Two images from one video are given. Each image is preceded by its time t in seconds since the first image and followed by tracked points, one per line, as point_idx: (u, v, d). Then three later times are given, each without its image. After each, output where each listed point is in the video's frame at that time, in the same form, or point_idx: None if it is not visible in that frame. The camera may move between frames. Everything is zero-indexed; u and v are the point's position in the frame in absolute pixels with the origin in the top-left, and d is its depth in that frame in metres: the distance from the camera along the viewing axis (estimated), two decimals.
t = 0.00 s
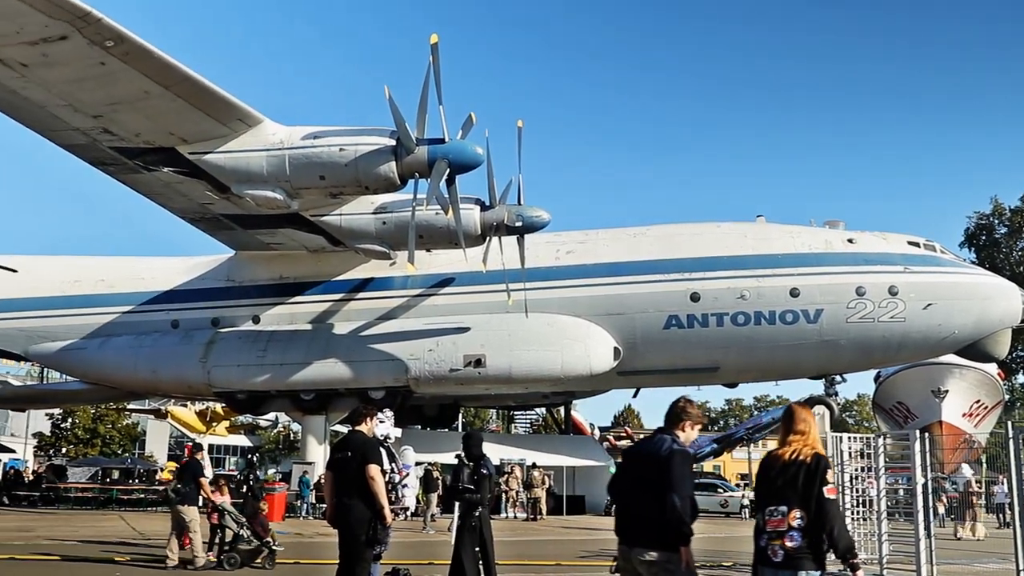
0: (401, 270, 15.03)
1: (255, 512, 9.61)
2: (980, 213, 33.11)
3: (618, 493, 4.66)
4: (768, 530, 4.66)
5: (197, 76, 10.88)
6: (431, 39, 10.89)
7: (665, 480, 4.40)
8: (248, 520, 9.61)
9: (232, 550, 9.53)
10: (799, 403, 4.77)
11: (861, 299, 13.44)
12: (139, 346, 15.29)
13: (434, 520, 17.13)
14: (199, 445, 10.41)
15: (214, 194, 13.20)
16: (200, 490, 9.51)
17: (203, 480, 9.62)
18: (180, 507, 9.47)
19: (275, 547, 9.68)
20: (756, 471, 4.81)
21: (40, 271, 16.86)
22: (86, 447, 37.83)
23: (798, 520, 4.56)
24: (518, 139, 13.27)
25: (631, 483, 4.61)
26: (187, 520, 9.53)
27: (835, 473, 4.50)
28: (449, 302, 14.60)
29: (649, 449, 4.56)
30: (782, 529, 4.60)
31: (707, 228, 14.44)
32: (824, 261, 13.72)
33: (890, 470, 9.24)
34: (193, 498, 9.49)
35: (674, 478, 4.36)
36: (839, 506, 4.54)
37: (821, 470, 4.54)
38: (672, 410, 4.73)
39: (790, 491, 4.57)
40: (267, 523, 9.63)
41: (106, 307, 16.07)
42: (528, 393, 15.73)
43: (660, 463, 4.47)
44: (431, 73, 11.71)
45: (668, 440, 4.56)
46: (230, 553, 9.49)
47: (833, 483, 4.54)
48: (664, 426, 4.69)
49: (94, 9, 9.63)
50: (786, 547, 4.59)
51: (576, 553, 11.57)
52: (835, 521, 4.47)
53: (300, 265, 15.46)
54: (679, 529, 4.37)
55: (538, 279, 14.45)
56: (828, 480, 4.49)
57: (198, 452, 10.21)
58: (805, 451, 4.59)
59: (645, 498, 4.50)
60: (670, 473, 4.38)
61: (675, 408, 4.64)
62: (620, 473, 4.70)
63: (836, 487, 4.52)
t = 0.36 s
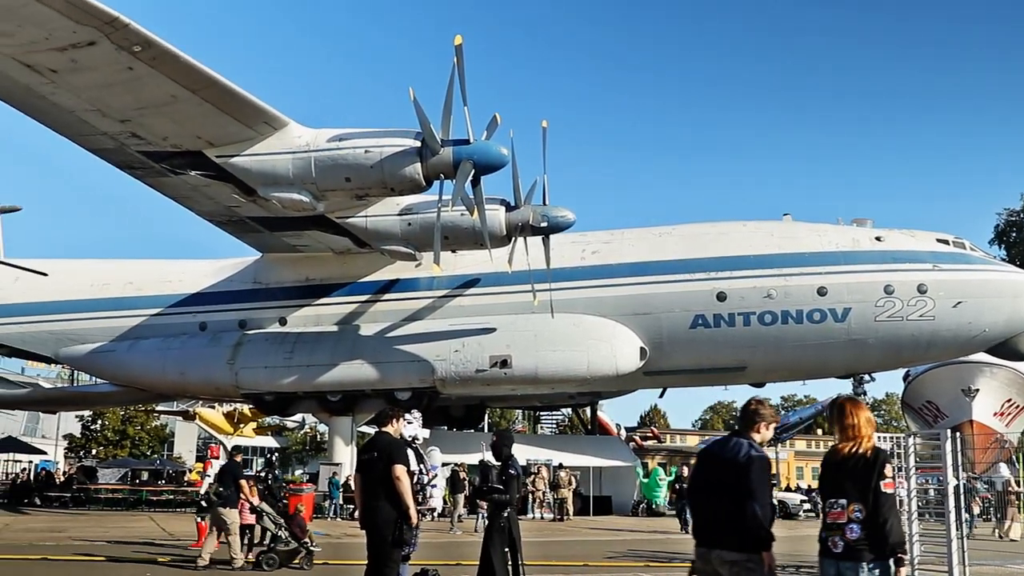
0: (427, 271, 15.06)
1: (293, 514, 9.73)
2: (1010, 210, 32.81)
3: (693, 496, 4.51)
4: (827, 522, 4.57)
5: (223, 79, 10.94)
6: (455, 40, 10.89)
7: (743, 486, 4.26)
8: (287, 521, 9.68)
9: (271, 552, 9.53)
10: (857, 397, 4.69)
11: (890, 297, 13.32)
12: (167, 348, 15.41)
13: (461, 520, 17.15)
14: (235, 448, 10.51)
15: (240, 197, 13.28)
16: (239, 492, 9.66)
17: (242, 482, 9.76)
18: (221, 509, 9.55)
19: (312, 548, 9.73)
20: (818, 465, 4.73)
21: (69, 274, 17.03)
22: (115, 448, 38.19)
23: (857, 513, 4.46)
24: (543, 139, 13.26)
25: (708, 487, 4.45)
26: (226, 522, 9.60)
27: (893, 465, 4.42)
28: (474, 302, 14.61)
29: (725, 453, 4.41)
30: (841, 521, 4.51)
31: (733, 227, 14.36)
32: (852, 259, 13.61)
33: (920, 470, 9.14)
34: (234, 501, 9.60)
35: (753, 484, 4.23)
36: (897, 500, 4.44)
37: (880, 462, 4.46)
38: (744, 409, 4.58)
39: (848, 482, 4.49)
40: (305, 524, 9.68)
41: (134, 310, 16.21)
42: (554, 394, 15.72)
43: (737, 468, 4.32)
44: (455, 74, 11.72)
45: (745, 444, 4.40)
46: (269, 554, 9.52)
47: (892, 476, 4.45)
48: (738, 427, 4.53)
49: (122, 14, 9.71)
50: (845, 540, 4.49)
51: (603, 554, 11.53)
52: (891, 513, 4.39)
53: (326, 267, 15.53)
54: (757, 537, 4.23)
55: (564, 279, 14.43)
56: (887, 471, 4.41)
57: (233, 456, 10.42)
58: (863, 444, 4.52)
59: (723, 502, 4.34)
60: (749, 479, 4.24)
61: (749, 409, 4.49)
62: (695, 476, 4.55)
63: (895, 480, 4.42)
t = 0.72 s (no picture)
0: (454, 273, 15.08)
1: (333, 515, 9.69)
2: None
3: (764, 490, 4.62)
4: (895, 527, 4.50)
5: (250, 83, 11.01)
6: (481, 42, 10.90)
7: (818, 479, 4.34)
8: (326, 523, 9.58)
9: (310, 553, 9.55)
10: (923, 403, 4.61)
11: (921, 295, 13.20)
12: (198, 350, 15.54)
13: (490, 521, 17.16)
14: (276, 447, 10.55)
15: (268, 200, 13.37)
16: (280, 494, 9.69)
17: (283, 483, 9.79)
18: (262, 510, 9.61)
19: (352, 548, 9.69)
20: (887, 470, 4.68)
21: (101, 278, 17.22)
22: (147, 450, 38.57)
23: (923, 517, 4.37)
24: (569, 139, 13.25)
25: (779, 481, 4.55)
26: (267, 523, 9.64)
27: (955, 469, 4.32)
28: (502, 303, 14.62)
29: (797, 447, 4.51)
30: (908, 526, 4.44)
31: (760, 225, 14.28)
32: (883, 257, 13.48)
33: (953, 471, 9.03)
34: (275, 502, 9.65)
35: (828, 478, 4.30)
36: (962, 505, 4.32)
37: (942, 466, 4.37)
38: (812, 403, 4.64)
39: (912, 487, 4.43)
40: (344, 525, 9.56)
41: (165, 312, 16.37)
42: (582, 394, 15.69)
43: (811, 460, 4.40)
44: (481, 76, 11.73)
45: (817, 437, 4.48)
46: (309, 554, 9.55)
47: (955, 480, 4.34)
48: (808, 420, 4.60)
49: (151, 19, 9.80)
50: (915, 544, 4.41)
51: (633, 555, 11.49)
52: (955, 517, 4.28)
53: (354, 268, 15.60)
54: (831, 529, 4.31)
55: (591, 279, 14.41)
56: (948, 475, 4.31)
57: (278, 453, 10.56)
58: (925, 450, 4.45)
59: (795, 496, 4.44)
60: (824, 472, 4.32)
61: (816, 401, 4.55)
62: (765, 470, 4.67)
63: (957, 484, 4.30)
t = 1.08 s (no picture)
0: (482, 273, 15.08)
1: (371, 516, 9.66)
2: None
3: (828, 493, 4.72)
4: (972, 527, 4.50)
5: (278, 86, 11.08)
6: (507, 43, 10.90)
7: (886, 483, 4.44)
8: (363, 523, 9.59)
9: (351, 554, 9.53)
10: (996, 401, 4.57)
11: (953, 293, 13.07)
12: (228, 352, 15.66)
13: (519, 522, 17.17)
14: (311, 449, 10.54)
15: (297, 202, 13.45)
16: (318, 494, 9.85)
17: (321, 484, 9.94)
18: (298, 511, 9.70)
19: (389, 549, 9.70)
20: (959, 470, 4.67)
21: (132, 281, 17.39)
22: (178, 451, 38.92)
23: (1004, 517, 4.39)
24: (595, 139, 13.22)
25: (844, 485, 4.65)
26: (302, 525, 9.63)
27: None
28: (530, 304, 14.62)
29: (862, 451, 4.63)
30: (988, 526, 4.44)
31: (789, 224, 14.18)
32: (914, 255, 13.34)
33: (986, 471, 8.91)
34: (311, 503, 9.74)
35: (895, 479, 4.40)
36: None
37: None
38: (875, 409, 4.71)
39: (991, 489, 4.41)
40: (380, 525, 9.55)
41: (195, 315, 16.51)
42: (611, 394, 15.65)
43: (878, 465, 4.51)
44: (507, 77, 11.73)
45: (882, 443, 4.58)
46: (347, 555, 9.57)
47: None
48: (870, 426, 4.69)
49: (179, 25, 9.87)
50: (995, 544, 4.42)
51: (663, 556, 11.44)
52: None
53: (382, 270, 15.65)
54: (898, 531, 4.41)
55: (619, 280, 14.38)
56: None
57: (312, 456, 10.49)
58: (1006, 452, 4.42)
59: (863, 500, 4.54)
60: (891, 475, 4.43)
61: (880, 408, 4.64)
62: (830, 476, 4.75)
63: None
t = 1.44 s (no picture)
0: (509, 274, 15.09)
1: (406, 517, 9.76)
2: None
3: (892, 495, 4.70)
4: None
5: (306, 89, 11.13)
6: (533, 43, 10.89)
7: (951, 480, 4.40)
8: (401, 524, 9.66)
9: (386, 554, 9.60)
10: None
11: (986, 291, 12.92)
12: (256, 354, 15.76)
13: (548, 522, 17.16)
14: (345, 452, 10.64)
15: (324, 204, 13.52)
16: (354, 495, 9.89)
17: (356, 485, 9.99)
18: (335, 512, 9.72)
19: (427, 550, 9.78)
20: None
21: (162, 283, 17.54)
22: (208, 452, 39.22)
23: None
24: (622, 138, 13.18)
25: (907, 486, 4.64)
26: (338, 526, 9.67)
27: None
28: (557, 304, 14.61)
29: (925, 452, 4.59)
30: None
31: (818, 222, 14.07)
32: (945, 253, 13.20)
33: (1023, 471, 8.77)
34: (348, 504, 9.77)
35: (962, 477, 4.36)
36: None
37: None
38: (932, 410, 4.70)
39: None
40: (419, 526, 9.64)
41: (225, 317, 16.63)
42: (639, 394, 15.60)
43: (940, 463, 4.48)
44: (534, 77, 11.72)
45: (942, 442, 4.56)
46: (385, 556, 9.61)
47: None
48: (930, 427, 4.67)
49: (208, 30, 9.95)
50: None
51: (693, 557, 11.39)
52: None
53: (409, 272, 15.70)
54: (967, 529, 4.35)
55: (646, 280, 14.34)
56: None
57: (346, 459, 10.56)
58: None
59: (929, 499, 4.49)
60: (956, 472, 4.39)
61: (937, 408, 4.62)
62: (896, 480, 4.72)
63: None
